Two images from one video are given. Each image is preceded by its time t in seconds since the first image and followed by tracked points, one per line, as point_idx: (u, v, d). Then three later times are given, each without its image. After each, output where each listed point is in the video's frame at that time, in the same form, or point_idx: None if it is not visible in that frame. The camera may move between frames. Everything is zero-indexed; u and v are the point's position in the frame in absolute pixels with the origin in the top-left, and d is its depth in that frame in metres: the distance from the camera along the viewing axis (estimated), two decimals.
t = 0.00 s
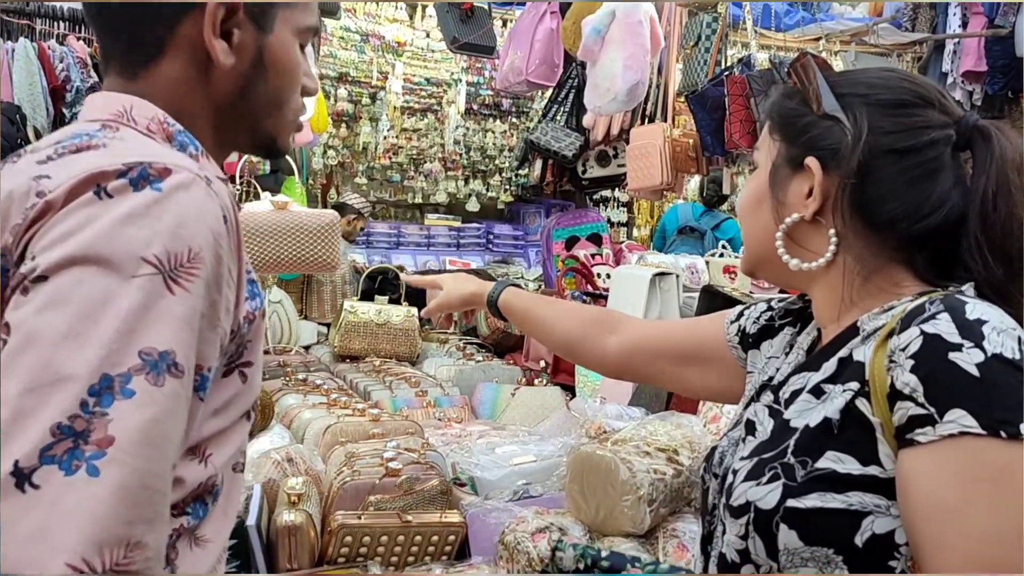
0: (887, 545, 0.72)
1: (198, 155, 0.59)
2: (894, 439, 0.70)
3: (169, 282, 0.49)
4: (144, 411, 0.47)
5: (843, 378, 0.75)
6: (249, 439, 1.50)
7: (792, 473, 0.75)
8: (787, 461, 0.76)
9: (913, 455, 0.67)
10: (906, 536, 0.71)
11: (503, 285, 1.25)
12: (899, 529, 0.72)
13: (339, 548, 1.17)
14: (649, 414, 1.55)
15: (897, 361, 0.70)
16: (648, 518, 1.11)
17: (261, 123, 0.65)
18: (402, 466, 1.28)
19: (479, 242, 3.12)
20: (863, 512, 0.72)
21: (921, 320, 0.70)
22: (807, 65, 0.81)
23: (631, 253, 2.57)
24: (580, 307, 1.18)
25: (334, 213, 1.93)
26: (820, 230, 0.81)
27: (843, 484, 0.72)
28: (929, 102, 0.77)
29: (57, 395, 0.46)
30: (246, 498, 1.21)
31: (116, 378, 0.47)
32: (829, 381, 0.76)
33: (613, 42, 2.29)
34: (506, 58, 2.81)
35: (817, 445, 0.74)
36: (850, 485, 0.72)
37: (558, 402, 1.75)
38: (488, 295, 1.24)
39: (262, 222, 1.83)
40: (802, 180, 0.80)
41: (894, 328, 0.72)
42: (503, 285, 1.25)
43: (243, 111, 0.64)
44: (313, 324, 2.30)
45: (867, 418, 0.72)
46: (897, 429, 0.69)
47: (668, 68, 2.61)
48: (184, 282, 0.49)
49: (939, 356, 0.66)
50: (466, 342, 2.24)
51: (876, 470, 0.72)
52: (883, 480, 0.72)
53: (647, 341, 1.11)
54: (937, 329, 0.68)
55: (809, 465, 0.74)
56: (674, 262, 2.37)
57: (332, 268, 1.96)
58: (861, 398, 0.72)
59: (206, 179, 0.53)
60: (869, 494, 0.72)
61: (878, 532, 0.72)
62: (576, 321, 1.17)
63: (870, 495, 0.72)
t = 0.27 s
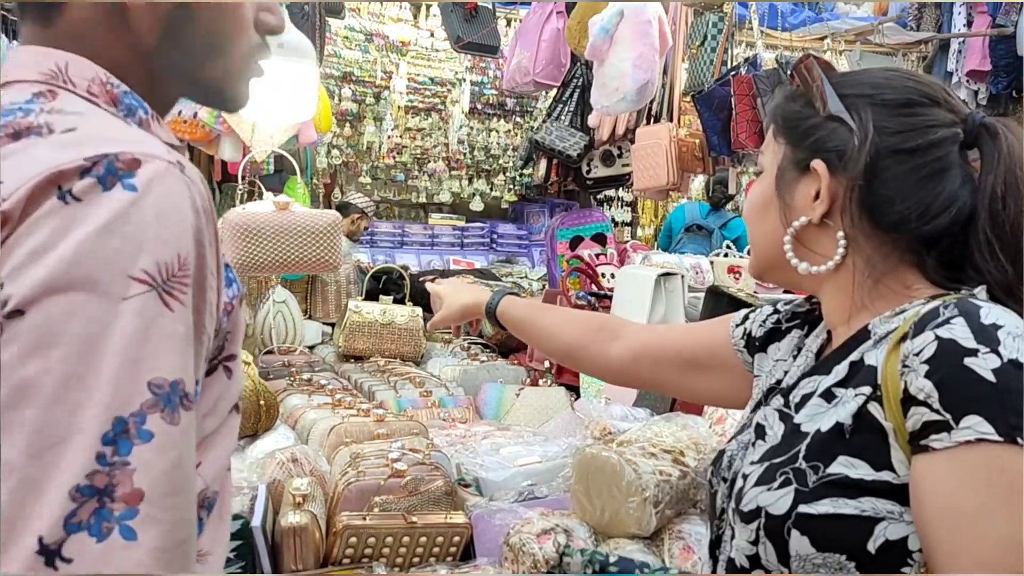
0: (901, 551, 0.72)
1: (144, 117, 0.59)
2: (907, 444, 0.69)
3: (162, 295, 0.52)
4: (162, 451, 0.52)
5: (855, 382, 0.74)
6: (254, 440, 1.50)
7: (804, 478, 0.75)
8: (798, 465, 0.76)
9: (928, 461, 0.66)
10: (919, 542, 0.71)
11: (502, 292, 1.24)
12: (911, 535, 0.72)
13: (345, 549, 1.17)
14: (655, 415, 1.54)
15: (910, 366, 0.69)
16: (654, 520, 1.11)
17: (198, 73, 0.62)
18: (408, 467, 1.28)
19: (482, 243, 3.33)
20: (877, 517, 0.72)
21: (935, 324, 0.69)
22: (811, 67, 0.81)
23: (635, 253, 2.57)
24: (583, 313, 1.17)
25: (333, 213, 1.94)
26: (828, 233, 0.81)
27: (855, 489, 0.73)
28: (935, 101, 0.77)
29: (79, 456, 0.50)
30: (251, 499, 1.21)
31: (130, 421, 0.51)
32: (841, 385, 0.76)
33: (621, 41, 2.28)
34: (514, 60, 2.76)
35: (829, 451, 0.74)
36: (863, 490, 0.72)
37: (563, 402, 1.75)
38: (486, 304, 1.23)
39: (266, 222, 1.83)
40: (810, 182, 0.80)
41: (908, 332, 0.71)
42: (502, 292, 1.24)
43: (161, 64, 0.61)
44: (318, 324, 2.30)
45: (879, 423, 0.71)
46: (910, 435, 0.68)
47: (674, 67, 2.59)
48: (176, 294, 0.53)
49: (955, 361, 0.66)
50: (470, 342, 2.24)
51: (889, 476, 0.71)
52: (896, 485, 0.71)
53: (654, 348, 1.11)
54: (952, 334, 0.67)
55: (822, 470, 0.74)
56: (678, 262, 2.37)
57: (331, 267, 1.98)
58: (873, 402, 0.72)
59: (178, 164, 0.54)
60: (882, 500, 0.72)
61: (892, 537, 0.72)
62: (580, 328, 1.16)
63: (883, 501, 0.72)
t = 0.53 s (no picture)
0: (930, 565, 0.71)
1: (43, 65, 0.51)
2: (938, 456, 0.68)
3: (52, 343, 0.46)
4: (89, 535, 0.49)
5: (882, 391, 0.73)
6: (258, 443, 1.48)
7: (830, 490, 0.73)
8: (824, 477, 0.74)
9: (962, 474, 0.65)
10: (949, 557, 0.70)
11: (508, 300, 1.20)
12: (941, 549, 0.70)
13: (352, 555, 1.15)
14: (664, 419, 1.53)
15: (942, 375, 0.67)
16: (666, 526, 1.09)
17: (150, 22, 0.56)
18: (415, 472, 1.27)
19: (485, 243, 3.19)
20: (906, 531, 0.71)
21: (966, 332, 0.67)
22: (832, 68, 0.79)
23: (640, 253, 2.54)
24: (594, 319, 1.14)
25: (350, 213, 1.89)
26: (850, 236, 0.80)
27: (885, 502, 0.71)
28: (962, 100, 0.75)
29: (43, 482, 0.46)
30: (257, 504, 1.19)
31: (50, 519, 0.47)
32: (867, 394, 0.74)
33: (628, 40, 2.26)
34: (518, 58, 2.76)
35: (856, 462, 0.72)
36: (893, 503, 0.71)
37: (570, 406, 1.73)
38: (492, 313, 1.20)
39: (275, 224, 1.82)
40: (831, 184, 0.79)
41: (938, 339, 0.69)
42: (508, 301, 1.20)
43: (90, 18, 0.54)
44: (321, 326, 2.28)
45: (908, 434, 0.70)
46: (941, 446, 0.66)
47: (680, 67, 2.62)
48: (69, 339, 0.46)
49: (988, 371, 0.64)
50: (474, 345, 2.20)
51: (918, 488, 0.70)
52: (926, 498, 0.70)
53: (669, 354, 1.08)
54: (986, 343, 0.66)
55: (848, 482, 0.72)
56: (682, 262, 2.34)
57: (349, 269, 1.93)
58: (902, 412, 0.70)
59: (35, 144, 0.46)
60: (911, 513, 0.70)
61: (921, 552, 0.70)
62: (590, 334, 1.14)
63: (913, 514, 0.70)
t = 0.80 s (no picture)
0: None
1: None
2: (984, 476, 0.66)
3: None
4: None
5: (924, 406, 0.71)
6: (261, 452, 1.45)
7: (871, 509, 0.71)
8: (864, 495, 0.72)
9: (1014, 496, 0.63)
10: None
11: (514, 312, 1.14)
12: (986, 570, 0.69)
13: (357, 567, 1.13)
14: (672, 427, 1.50)
15: (990, 392, 0.65)
16: (680, 540, 1.07)
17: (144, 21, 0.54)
18: (421, 483, 1.24)
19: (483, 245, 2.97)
20: (951, 552, 0.69)
21: (1016, 348, 0.66)
22: (857, 73, 0.78)
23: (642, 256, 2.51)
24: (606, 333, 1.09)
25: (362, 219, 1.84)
26: (884, 245, 0.77)
27: (928, 522, 0.69)
28: (997, 103, 0.72)
29: None
30: (260, 516, 1.17)
31: None
32: (907, 408, 0.72)
33: (630, 42, 2.22)
34: (518, 60, 2.74)
35: (898, 480, 0.70)
36: (937, 523, 0.69)
37: (575, 412, 1.71)
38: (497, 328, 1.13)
39: (288, 230, 1.80)
40: (864, 194, 0.76)
41: (984, 354, 0.67)
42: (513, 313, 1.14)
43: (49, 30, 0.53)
44: (321, 330, 2.25)
45: (952, 451, 0.68)
46: (990, 465, 0.65)
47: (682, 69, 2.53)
48: None
49: None
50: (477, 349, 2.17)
51: (963, 508, 0.68)
52: (970, 518, 0.68)
53: (691, 368, 1.03)
54: None
55: (890, 501, 0.70)
56: (685, 266, 2.32)
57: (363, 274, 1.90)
58: (945, 428, 0.68)
59: None
60: (956, 533, 0.69)
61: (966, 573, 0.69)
62: (604, 348, 1.08)
63: (957, 535, 0.69)
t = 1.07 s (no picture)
0: None
1: None
2: None
3: None
4: None
5: (986, 420, 0.69)
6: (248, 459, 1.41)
7: (932, 527, 0.69)
8: (923, 511, 0.69)
9: None
10: None
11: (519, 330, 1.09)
12: None
13: None
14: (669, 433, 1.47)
15: None
16: (680, 551, 1.04)
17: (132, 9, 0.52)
18: (414, 491, 1.21)
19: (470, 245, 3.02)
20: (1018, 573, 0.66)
21: None
22: (896, 79, 0.76)
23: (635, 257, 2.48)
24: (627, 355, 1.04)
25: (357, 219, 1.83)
26: (934, 251, 0.74)
27: (993, 542, 0.67)
28: None
29: None
30: (247, 526, 1.13)
31: None
32: (968, 422, 0.70)
33: (620, 41, 2.20)
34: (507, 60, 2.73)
35: (960, 496, 0.68)
36: (1002, 542, 0.67)
37: (568, 417, 1.68)
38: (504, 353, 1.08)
39: (280, 232, 1.76)
40: (911, 200, 0.73)
41: None
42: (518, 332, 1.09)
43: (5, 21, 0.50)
44: (310, 333, 2.21)
45: (1020, 466, 0.66)
46: None
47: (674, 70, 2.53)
48: None
49: None
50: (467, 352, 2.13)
51: None
52: None
53: (721, 391, 1.00)
54: None
55: (952, 518, 0.68)
56: (677, 267, 2.29)
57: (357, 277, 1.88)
58: (1011, 443, 0.66)
59: None
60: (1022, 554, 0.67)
61: None
62: (628, 372, 1.03)
63: None
